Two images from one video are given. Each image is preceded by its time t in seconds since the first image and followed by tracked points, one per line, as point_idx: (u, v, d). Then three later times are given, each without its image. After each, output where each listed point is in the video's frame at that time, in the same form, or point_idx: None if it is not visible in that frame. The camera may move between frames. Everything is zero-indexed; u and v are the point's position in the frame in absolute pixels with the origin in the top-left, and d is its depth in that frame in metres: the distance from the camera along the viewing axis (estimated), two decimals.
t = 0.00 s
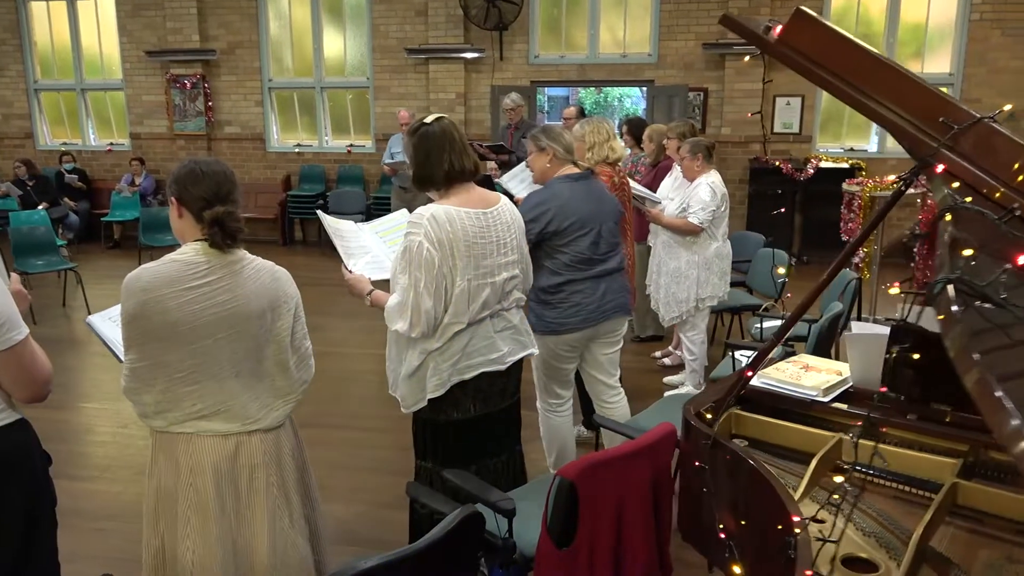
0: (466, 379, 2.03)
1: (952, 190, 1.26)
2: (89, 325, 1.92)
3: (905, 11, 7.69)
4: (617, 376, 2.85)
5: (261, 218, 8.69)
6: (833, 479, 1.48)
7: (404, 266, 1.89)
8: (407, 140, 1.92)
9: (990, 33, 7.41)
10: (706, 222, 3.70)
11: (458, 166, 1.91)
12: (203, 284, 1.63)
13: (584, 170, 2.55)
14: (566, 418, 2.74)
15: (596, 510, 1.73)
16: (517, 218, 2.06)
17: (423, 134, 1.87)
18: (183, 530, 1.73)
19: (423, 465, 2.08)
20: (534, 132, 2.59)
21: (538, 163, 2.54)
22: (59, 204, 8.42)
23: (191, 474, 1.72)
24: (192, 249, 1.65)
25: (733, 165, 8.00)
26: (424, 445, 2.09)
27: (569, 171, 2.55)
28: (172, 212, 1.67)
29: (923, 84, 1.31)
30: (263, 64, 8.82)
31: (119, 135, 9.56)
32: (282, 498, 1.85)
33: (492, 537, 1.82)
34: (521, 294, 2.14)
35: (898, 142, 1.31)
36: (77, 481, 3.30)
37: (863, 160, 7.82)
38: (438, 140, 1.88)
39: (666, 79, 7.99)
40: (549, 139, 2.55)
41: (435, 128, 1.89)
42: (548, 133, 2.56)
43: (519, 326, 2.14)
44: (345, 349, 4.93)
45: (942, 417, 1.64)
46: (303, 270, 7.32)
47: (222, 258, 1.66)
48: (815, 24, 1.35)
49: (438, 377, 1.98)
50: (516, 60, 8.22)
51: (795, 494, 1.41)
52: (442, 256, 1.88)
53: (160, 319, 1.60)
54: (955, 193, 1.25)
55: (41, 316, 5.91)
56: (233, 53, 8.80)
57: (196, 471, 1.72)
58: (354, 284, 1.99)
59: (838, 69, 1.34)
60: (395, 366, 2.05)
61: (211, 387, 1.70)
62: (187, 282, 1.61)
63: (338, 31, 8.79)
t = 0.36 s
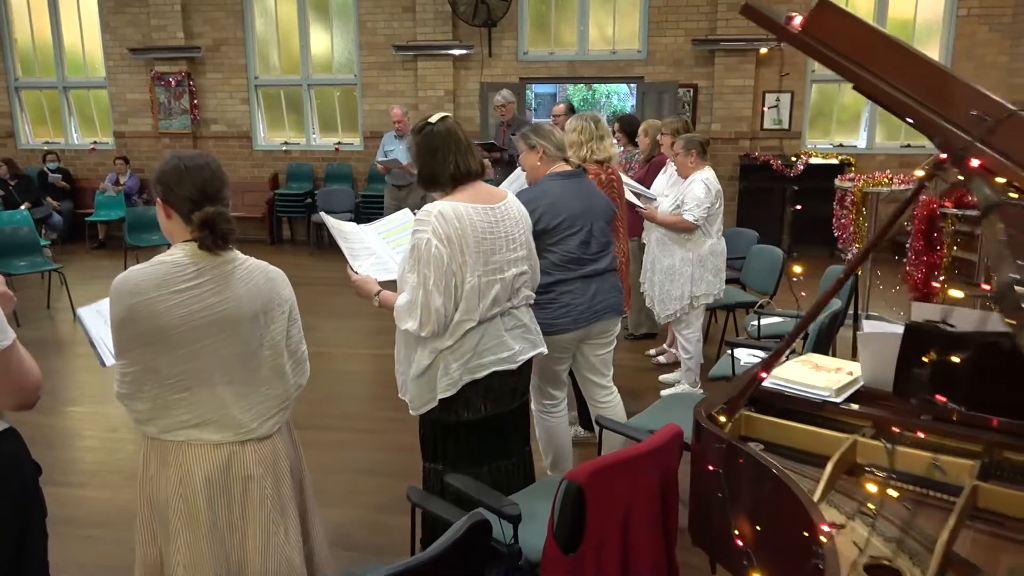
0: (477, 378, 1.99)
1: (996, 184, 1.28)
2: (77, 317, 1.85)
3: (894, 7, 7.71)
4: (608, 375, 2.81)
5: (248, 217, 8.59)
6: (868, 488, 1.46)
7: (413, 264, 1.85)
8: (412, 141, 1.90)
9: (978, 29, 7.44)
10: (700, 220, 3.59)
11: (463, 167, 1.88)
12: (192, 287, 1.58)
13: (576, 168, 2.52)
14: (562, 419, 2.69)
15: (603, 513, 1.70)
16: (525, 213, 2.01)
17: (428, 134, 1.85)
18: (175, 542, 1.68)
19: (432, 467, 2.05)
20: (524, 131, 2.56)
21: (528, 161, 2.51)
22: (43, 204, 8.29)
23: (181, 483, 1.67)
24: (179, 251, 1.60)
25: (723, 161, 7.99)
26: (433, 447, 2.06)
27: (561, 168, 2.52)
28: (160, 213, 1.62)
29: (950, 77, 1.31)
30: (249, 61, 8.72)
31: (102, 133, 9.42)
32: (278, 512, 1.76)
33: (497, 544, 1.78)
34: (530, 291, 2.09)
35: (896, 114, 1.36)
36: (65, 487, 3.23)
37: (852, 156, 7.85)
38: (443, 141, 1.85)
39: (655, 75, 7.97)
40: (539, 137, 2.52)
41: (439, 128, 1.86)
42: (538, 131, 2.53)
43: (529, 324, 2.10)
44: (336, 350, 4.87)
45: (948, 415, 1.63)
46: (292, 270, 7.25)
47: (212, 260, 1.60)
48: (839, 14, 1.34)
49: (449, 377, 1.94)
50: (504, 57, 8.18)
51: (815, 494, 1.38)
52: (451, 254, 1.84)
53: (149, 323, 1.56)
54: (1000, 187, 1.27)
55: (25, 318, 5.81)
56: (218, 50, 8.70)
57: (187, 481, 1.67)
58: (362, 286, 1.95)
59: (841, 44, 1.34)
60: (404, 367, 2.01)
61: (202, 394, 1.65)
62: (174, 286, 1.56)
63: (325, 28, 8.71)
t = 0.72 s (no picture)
0: (492, 382, 2.06)
1: None
2: (72, 324, 1.78)
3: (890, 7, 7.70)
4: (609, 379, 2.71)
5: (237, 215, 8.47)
6: (931, 513, 1.37)
7: (433, 266, 1.90)
8: (429, 138, 1.94)
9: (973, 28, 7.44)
10: (701, 220, 3.46)
11: (481, 167, 1.91)
12: (197, 293, 1.51)
13: (585, 167, 2.45)
14: (563, 424, 2.63)
15: (620, 526, 1.63)
16: (542, 215, 2.07)
17: (447, 133, 1.90)
18: (179, 558, 1.62)
19: (441, 472, 2.17)
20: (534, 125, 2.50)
21: (537, 157, 2.45)
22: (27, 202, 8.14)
23: (185, 498, 1.61)
24: (183, 255, 1.53)
25: (717, 160, 7.94)
26: (444, 453, 2.17)
27: (569, 166, 2.44)
28: (162, 214, 1.56)
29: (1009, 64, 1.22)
30: (238, 57, 8.60)
31: (89, 131, 9.27)
32: (286, 525, 1.70)
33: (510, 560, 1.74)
34: (544, 294, 2.15)
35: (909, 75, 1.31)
36: (54, 495, 3.13)
37: (847, 155, 7.83)
38: (459, 139, 1.90)
39: (650, 73, 7.91)
40: (548, 131, 2.45)
41: (456, 125, 1.91)
42: (548, 126, 2.46)
43: (543, 327, 2.16)
44: (329, 352, 4.78)
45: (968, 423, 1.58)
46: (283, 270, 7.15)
47: (217, 265, 1.53)
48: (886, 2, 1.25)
49: (464, 381, 2.02)
50: (498, 55, 8.10)
51: (848, 506, 1.33)
52: (472, 256, 1.89)
53: (152, 332, 1.49)
54: None
55: (9, 319, 5.68)
56: (207, 46, 8.57)
57: (191, 495, 1.60)
58: (375, 287, 1.98)
59: (871, 24, 1.26)
60: (417, 370, 2.07)
61: (207, 405, 1.58)
62: (178, 292, 1.50)
63: (316, 24, 8.60)
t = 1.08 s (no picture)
0: (505, 394, 2.14)
1: None
2: (65, 352, 1.73)
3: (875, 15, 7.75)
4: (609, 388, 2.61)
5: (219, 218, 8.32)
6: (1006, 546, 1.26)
7: (451, 275, 1.98)
8: (447, 141, 2.05)
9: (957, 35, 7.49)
10: (699, 227, 3.34)
11: (500, 172, 2.03)
12: (212, 302, 1.47)
13: (600, 174, 2.39)
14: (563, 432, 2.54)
15: (634, 551, 1.55)
16: (561, 228, 2.19)
17: (464, 136, 2.01)
18: None
19: (448, 485, 2.22)
20: (550, 126, 2.45)
21: (552, 160, 2.40)
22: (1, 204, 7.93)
23: (196, 514, 1.57)
24: (191, 262, 1.48)
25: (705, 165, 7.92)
26: (451, 466, 2.22)
27: (584, 173, 2.39)
28: (164, 220, 1.50)
29: None
30: (220, 58, 8.46)
31: (66, 131, 9.08)
32: (299, 538, 1.70)
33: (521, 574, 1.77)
34: (556, 306, 2.26)
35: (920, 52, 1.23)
36: (33, 510, 3.01)
37: (833, 161, 7.84)
38: (478, 143, 2.01)
39: (638, 78, 7.89)
40: (565, 133, 2.40)
41: (475, 130, 2.01)
42: (564, 128, 2.41)
43: (556, 338, 2.26)
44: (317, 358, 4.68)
45: (983, 434, 1.52)
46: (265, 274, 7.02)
47: (230, 273, 1.49)
48: None
49: (479, 393, 2.09)
50: (485, 58, 8.03)
51: (886, 526, 1.27)
52: (491, 265, 1.99)
53: (166, 344, 1.45)
54: None
55: None
56: (188, 46, 8.42)
57: (203, 511, 1.57)
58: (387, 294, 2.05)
59: None
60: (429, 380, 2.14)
61: (221, 418, 1.54)
62: (191, 302, 1.45)
63: (300, 26, 8.49)
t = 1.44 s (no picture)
0: (519, 409, 2.16)
1: None
2: (65, 339, 1.65)
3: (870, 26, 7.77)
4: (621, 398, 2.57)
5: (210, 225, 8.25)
6: None
7: (470, 286, 1.99)
8: (463, 149, 2.08)
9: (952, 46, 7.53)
10: (704, 239, 3.26)
11: (518, 178, 2.08)
12: (232, 313, 1.44)
13: (629, 187, 2.40)
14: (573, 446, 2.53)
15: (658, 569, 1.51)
16: (577, 242, 2.24)
17: (482, 143, 2.05)
18: None
19: (458, 503, 2.19)
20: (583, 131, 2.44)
21: (583, 165, 2.39)
22: None
23: (208, 525, 1.52)
24: (210, 271, 1.45)
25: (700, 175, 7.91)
26: (461, 483, 2.19)
27: (614, 183, 2.39)
28: (183, 227, 1.45)
29: None
30: (212, 63, 8.38)
31: (54, 136, 8.97)
32: (311, 550, 1.64)
33: None
34: (569, 319, 2.30)
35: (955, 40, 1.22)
36: (22, 525, 2.92)
37: (828, 170, 7.85)
38: (496, 150, 2.06)
39: (633, 86, 7.88)
40: (599, 139, 2.41)
41: (492, 136, 2.06)
42: (598, 135, 2.42)
43: (568, 352, 2.30)
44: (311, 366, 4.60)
45: (1006, 451, 1.47)
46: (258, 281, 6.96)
47: (251, 285, 1.46)
48: None
49: (491, 408, 2.10)
50: (480, 65, 8.00)
51: (927, 547, 1.20)
52: (509, 276, 2.01)
53: (182, 355, 1.41)
54: None
55: None
56: (180, 50, 8.34)
57: (215, 522, 1.52)
58: (400, 303, 2.09)
59: None
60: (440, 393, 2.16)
61: (236, 429, 1.50)
62: (212, 313, 1.42)
63: (293, 31, 8.42)
